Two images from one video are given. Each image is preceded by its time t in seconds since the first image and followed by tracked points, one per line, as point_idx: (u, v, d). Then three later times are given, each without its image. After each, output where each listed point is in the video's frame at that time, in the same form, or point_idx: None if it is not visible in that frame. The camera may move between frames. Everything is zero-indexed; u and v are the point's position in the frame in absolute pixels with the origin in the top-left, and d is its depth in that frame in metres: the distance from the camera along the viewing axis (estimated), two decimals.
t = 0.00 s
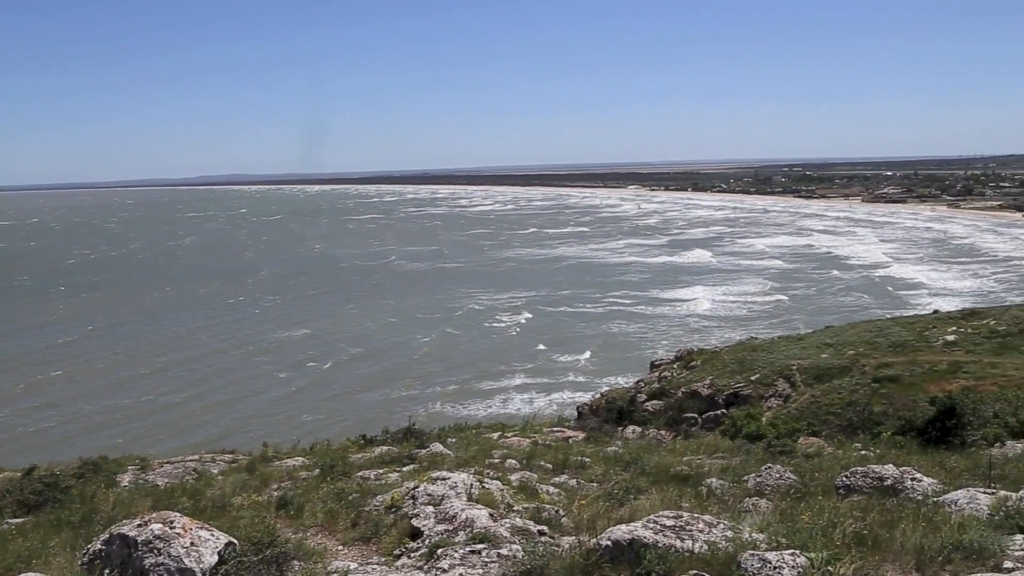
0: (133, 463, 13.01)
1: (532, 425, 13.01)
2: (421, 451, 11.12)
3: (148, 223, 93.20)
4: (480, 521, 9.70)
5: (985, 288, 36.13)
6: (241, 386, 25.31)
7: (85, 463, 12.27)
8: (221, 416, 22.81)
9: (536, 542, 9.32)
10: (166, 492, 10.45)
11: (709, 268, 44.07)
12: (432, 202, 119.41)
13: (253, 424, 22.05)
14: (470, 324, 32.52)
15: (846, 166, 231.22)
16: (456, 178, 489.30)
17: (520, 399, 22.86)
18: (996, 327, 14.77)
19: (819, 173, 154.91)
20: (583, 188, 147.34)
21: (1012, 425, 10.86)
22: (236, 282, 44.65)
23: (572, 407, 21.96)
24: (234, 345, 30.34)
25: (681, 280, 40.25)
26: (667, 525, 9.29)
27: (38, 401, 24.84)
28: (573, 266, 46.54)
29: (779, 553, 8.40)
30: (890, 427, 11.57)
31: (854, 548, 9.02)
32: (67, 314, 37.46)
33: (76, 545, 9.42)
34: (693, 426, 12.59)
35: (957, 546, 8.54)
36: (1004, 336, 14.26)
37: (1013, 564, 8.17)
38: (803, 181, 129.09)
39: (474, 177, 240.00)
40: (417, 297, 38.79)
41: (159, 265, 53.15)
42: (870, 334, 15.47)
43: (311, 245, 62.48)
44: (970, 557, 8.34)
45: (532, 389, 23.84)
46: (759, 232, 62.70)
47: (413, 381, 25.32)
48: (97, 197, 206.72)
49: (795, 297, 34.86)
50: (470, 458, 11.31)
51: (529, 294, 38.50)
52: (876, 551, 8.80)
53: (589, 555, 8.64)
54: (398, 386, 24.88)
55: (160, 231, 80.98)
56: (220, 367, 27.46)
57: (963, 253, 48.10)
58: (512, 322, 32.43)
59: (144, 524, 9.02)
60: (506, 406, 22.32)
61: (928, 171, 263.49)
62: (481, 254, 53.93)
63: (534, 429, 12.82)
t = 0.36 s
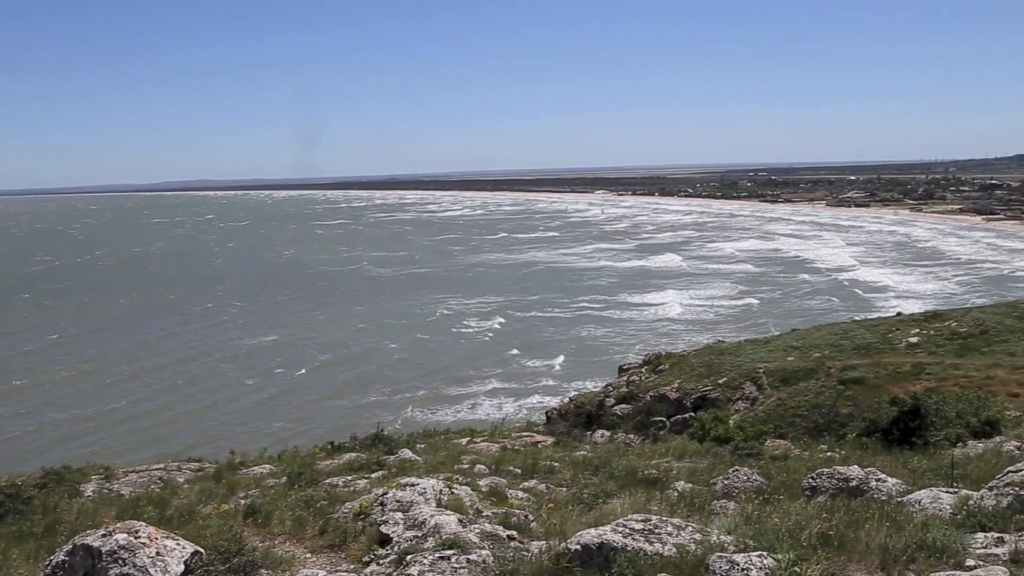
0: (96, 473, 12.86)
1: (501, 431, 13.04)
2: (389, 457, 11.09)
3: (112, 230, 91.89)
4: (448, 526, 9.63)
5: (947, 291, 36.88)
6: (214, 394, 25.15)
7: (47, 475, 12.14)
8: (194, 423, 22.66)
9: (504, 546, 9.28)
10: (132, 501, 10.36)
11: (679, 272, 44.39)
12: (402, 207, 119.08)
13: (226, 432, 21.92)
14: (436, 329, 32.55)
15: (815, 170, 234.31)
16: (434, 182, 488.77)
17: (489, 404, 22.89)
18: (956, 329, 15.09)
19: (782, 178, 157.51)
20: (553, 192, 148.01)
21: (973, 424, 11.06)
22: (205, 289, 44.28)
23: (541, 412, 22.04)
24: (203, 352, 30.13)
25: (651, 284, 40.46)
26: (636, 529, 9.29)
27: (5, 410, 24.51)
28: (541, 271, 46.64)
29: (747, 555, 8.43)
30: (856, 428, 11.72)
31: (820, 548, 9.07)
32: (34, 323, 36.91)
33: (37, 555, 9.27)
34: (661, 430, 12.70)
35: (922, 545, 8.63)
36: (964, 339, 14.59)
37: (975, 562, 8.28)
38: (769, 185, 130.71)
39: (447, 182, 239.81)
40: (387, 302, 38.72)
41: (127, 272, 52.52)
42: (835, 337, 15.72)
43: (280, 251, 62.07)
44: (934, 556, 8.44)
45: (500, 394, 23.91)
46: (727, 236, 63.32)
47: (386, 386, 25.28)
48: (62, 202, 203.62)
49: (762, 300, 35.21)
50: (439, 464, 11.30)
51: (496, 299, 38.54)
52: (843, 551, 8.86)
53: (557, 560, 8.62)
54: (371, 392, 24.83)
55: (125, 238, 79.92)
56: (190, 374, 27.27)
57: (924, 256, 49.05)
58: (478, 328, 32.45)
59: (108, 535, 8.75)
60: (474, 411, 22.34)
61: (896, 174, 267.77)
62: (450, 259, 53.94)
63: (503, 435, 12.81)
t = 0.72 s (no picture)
0: (63, 483, 12.80)
1: (472, 438, 13.05)
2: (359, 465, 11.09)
3: (78, 237, 91.17)
4: (420, 535, 9.49)
5: (914, 294, 37.49)
6: (187, 403, 25.03)
7: (13, 485, 12.09)
8: (167, 433, 22.50)
9: (476, 554, 9.17)
10: (99, 512, 10.34)
11: (651, 277, 44.67)
12: (373, 213, 119.12)
13: (200, 441, 21.79)
14: (405, 336, 32.49)
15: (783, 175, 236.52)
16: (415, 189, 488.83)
17: (458, 412, 22.93)
18: (923, 333, 15.57)
19: (743, 183, 159.40)
20: (524, 198, 148.73)
21: (940, 427, 11.19)
22: (178, 297, 44.10)
23: (513, 417, 22.09)
24: (176, 361, 29.96)
25: (622, 290, 40.61)
26: (607, 534, 9.26)
27: None
28: (510, 277, 46.76)
29: (718, 559, 8.39)
30: (825, 432, 11.82)
31: (790, 552, 9.05)
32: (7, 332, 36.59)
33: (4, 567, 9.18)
34: (632, 436, 12.78)
35: (891, 547, 8.65)
36: (931, 342, 15.04)
37: (944, 563, 8.29)
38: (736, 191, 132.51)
39: (420, 189, 239.70)
40: (358, 309, 38.66)
41: (99, 281, 52.15)
42: (802, 340, 16.05)
43: (251, 258, 61.83)
44: (903, 558, 8.46)
45: (470, 401, 24.00)
46: (696, 241, 63.83)
47: (361, 394, 25.29)
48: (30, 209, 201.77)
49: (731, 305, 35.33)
50: (409, 472, 11.28)
51: (466, 306, 38.59)
52: (813, 556, 8.84)
53: (530, 568, 8.55)
54: (346, 399, 24.83)
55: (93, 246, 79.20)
56: (163, 383, 27.10)
57: (889, 260, 49.83)
58: (447, 335, 32.42)
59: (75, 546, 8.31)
60: (443, 418, 22.37)
61: (866, 180, 270.70)
62: (419, 265, 54.05)
63: (474, 442, 12.82)
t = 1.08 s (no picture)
0: (27, 496, 12.73)
1: (439, 445, 13.09)
2: (327, 474, 11.02)
3: (45, 248, 90.54)
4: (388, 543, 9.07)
5: (881, 298, 38.04)
6: (161, 414, 24.85)
7: None
8: (141, 445, 22.32)
9: (444, 562, 8.78)
10: (65, 523, 10.35)
11: (623, 283, 44.94)
12: (343, 221, 119.16)
13: (176, 452, 21.67)
14: (375, 344, 32.45)
15: (753, 182, 238.35)
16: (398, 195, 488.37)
17: (428, 419, 22.97)
18: (891, 337, 16.07)
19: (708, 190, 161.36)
20: (495, 206, 149.39)
21: (907, 432, 11.24)
22: (152, 306, 43.99)
23: (483, 424, 22.18)
24: (153, 370, 29.91)
25: (594, 296, 40.79)
26: (575, 541, 9.01)
27: None
28: (480, 284, 46.94)
29: (687, 565, 8.12)
30: (793, 437, 11.88)
31: (759, 558, 8.85)
32: None
33: None
34: (600, 442, 12.86)
35: (859, 551, 8.46)
36: (898, 346, 15.53)
37: (911, 567, 8.10)
38: (705, 198, 134.05)
39: (395, 196, 239.81)
40: (330, 317, 38.62)
41: (71, 291, 51.86)
42: (771, 346, 16.44)
43: (222, 266, 61.66)
44: (871, 562, 8.28)
45: (441, 408, 24.05)
46: (668, 247, 64.32)
47: (338, 402, 25.30)
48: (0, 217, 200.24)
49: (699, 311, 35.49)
50: (379, 480, 11.17)
51: (435, 313, 38.69)
52: (781, 562, 8.61)
53: None
54: (327, 406, 24.90)
55: (62, 256, 78.55)
56: (135, 394, 26.90)
57: (855, 264, 50.55)
58: (416, 343, 32.43)
59: (39, 557, 7.94)
60: (413, 426, 22.42)
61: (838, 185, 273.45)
62: (389, 273, 54.23)
63: (442, 449, 12.82)
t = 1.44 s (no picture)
0: None
1: (407, 453, 13.08)
2: (292, 484, 10.85)
3: None
4: (354, 552, 8.80)
5: (843, 303, 38.76)
6: (126, 425, 24.41)
7: None
8: (105, 457, 21.92)
9: (410, 571, 8.53)
10: (22, 538, 10.09)
11: (590, 289, 45.21)
12: (310, 228, 118.34)
13: (143, 463, 21.30)
14: (342, 352, 32.23)
15: (717, 190, 241.07)
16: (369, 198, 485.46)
17: (394, 427, 22.87)
18: (852, 341, 16.47)
19: (674, 198, 163.19)
20: (462, 213, 149.51)
21: (867, 434, 11.44)
22: (115, 314, 43.24)
23: (451, 431, 22.15)
24: (119, 380, 29.40)
25: (562, 302, 41.00)
26: (543, 548, 8.90)
27: None
28: (448, 290, 46.90)
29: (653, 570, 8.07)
30: (757, 440, 12.04)
31: (723, 562, 8.84)
32: None
33: None
34: (567, 449, 12.93)
35: (820, 554, 8.50)
36: (859, 350, 15.93)
37: (870, 568, 8.14)
38: (670, 205, 135.49)
39: (362, 202, 238.62)
40: (297, 325, 38.28)
41: (30, 299, 50.73)
42: (736, 351, 16.76)
43: (187, 274, 60.89)
44: (832, 564, 8.29)
45: (409, 415, 23.96)
46: (635, 254, 64.88)
47: (307, 410, 25.07)
48: None
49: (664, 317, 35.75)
50: (345, 489, 11.02)
51: (402, 320, 38.54)
52: (745, 566, 8.60)
53: None
54: (298, 415, 24.69)
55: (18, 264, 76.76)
56: (99, 405, 26.40)
57: (817, 270, 51.47)
58: (382, 350, 32.28)
59: None
60: (379, 434, 22.31)
61: (802, 191, 277.70)
62: (355, 280, 53.94)
63: (411, 457, 12.75)
